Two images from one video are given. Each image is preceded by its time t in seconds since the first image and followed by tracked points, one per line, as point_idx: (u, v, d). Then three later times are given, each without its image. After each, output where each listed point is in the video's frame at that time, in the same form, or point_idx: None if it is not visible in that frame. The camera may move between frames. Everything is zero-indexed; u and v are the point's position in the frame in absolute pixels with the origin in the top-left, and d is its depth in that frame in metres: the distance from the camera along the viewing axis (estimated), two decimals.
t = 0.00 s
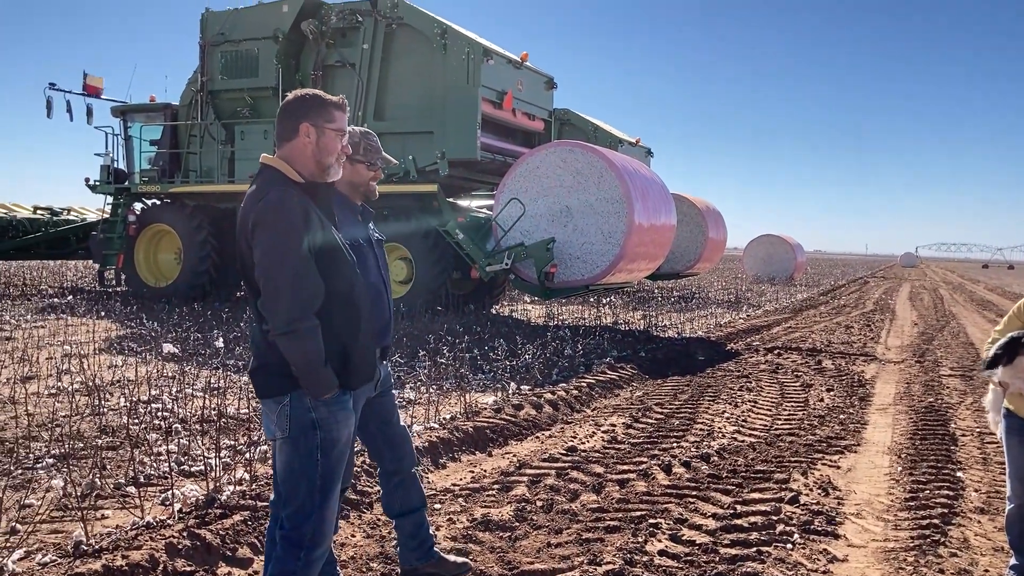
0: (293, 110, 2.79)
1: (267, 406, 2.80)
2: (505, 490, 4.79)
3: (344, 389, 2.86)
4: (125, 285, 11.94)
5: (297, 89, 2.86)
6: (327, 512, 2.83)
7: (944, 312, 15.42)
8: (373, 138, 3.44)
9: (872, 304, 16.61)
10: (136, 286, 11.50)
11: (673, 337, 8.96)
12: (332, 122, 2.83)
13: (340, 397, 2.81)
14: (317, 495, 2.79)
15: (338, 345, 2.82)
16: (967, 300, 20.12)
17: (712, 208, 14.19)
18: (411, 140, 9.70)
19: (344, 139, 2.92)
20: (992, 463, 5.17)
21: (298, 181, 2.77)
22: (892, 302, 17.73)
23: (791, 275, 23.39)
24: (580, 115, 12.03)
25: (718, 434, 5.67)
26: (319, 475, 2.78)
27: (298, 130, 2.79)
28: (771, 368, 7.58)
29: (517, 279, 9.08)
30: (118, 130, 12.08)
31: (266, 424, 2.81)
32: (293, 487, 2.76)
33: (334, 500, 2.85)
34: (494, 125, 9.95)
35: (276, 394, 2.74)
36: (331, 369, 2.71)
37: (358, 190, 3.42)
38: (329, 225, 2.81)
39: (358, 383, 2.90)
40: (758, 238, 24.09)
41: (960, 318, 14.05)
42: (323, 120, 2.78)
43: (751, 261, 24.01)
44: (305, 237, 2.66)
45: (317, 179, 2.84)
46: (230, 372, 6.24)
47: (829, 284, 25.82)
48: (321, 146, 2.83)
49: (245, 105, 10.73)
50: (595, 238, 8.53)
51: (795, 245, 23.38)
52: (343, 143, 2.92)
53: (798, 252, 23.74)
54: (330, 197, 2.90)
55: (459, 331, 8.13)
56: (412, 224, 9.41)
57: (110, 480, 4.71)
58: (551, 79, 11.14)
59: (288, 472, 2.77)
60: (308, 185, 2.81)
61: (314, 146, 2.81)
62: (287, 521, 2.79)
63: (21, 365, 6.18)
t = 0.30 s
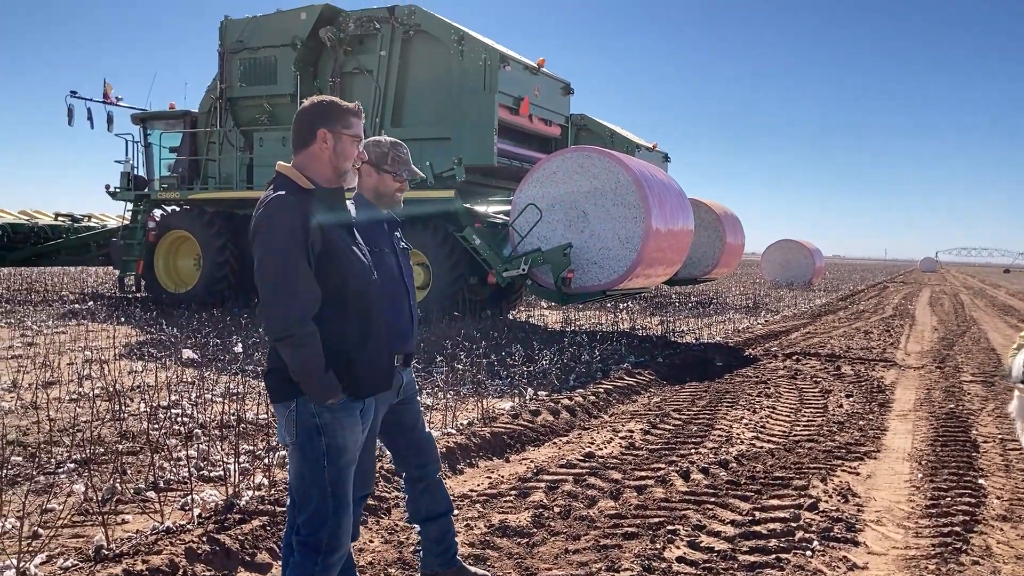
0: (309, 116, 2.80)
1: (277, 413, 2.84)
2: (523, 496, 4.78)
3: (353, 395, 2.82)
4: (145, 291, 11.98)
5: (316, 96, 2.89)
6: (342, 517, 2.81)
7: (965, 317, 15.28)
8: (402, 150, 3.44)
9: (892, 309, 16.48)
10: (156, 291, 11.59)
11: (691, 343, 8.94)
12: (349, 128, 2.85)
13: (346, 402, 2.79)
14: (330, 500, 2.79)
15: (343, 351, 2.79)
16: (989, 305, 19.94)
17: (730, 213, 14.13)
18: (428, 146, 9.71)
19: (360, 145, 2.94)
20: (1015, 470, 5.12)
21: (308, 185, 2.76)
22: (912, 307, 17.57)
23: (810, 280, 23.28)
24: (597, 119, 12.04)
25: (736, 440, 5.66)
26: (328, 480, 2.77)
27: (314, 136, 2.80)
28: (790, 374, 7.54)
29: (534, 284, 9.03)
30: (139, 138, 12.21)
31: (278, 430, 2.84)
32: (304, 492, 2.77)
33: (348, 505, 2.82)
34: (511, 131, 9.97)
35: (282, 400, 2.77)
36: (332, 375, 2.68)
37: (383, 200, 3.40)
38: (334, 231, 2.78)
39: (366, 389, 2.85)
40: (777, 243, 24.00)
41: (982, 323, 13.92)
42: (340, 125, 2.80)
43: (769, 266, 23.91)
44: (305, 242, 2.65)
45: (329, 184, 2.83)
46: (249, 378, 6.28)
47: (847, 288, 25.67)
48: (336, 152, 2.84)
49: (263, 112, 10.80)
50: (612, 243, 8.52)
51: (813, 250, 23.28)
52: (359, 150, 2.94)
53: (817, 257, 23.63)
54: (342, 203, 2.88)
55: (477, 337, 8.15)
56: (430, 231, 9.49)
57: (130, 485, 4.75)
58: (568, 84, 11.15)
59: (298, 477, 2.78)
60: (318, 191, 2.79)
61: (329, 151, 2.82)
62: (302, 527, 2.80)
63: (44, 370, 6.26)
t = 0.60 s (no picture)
0: (326, 124, 2.80)
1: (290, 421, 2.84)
2: (538, 501, 4.77)
3: (360, 403, 2.78)
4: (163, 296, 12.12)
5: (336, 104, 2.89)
6: (355, 524, 2.79)
7: (983, 322, 15.15)
8: (422, 159, 3.43)
9: (908, 314, 16.36)
10: (173, 297, 11.68)
11: (707, 348, 8.91)
12: (368, 137, 2.85)
13: (353, 410, 2.76)
14: (342, 508, 2.76)
15: (349, 358, 2.75)
16: (1008, 310, 19.75)
17: (746, 218, 14.06)
18: (443, 152, 9.73)
19: (377, 155, 2.95)
20: None
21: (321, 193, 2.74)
22: (930, 312, 17.43)
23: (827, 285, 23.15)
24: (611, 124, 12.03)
25: (752, 446, 5.63)
26: (337, 488, 2.75)
27: (332, 143, 2.80)
28: (807, 380, 7.50)
29: (550, 289, 9.06)
30: (157, 144, 12.30)
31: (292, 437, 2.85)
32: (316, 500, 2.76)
33: (360, 512, 2.79)
34: (526, 137, 9.98)
35: (293, 407, 2.77)
36: (335, 382, 2.65)
37: (400, 208, 3.38)
38: (342, 236, 2.74)
39: (374, 397, 2.80)
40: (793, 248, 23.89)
41: (1001, 328, 13.79)
42: (360, 134, 2.81)
43: (786, 272, 23.79)
44: (308, 248, 2.61)
45: (344, 192, 2.81)
46: (265, 384, 6.31)
47: (862, 293, 25.51)
48: (354, 161, 2.84)
49: (280, 119, 10.86)
50: (627, 248, 8.51)
51: (830, 255, 23.19)
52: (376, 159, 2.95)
53: (834, 262, 23.50)
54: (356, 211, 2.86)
55: (492, 342, 8.16)
56: (445, 236, 9.48)
57: (148, 489, 4.77)
58: (583, 89, 11.14)
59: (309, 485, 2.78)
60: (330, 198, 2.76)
61: (346, 160, 2.82)
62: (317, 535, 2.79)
63: (62, 376, 6.31)
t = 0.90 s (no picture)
0: (341, 127, 2.80)
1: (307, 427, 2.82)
2: (552, 506, 4.77)
3: (382, 408, 2.77)
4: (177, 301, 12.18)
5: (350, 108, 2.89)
6: (374, 530, 2.79)
7: (1000, 326, 15.01)
8: (436, 167, 3.44)
9: (925, 318, 16.22)
10: (187, 299, 11.70)
11: (721, 352, 8.88)
12: (382, 139, 2.84)
13: (376, 415, 2.76)
14: (363, 513, 2.77)
15: (370, 362, 2.75)
16: None
17: (760, 222, 14.01)
18: (457, 156, 9.73)
19: (391, 158, 2.93)
20: None
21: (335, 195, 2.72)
22: (945, 316, 17.31)
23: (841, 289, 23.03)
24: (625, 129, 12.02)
25: (767, 451, 5.61)
26: (359, 494, 2.75)
27: (346, 146, 2.79)
28: (822, 384, 7.47)
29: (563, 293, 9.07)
30: (172, 150, 12.34)
31: (309, 443, 2.83)
32: (338, 506, 2.76)
33: (380, 518, 2.80)
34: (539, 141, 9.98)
35: (313, 413, 2.75)
36: (359, 385, 2.64)
37: (412, 215, 3.38)
38: (361, 240, 2.75)
39: (395, 401, 2.80)
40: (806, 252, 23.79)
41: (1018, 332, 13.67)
42: (374, 136, 2.80)
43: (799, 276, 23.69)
44: (329, 250, 2.61)
45: (359, 193, 2.78)
46: (280, 389, 6.35)
47: (877, 297, 25.37)
48: (368, 162, 2.81)
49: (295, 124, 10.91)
50: (641, 252, 8.50)
51: (844, 258, 23.07)
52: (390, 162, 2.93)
53: (848, 265, 23.37)
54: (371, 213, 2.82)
55: (505, 347, 8.17)
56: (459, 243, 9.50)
57: (164, 493, 4.79)
58: (596, 94, 11.15)
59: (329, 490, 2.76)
60: (345, 201, 2.75)
61: (361, 161, 2.79)
62: (336, 541, 2.78)
63: (79, 380, 6.36)
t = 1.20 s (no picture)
0: (343, 128, 2.72)
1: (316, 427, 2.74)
2: (565, 510, 4.76)
3: (395, 413, 2.71)
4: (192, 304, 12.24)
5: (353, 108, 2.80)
6: (373, 538, 2.73)
7: (1016, 329, 14.89)
8: (444, 169, 3.43)
9: (940, 322, 16.10)
10: (201, 305, 11.82)
11: (734, 356, 8.85)
12: (386, 139, 2.74)
13: (388, 423, 2.70)
14: (362, 520, 2.71)
15: (385, 367, 2.68)
16: None
17: (774, 225, 13.95)
18: (469, 160, 9.74)
19: (398, 157, 2.82)
20: None
21: (343, 199, 2.64)
22: (960, 319, 17.20)
23: (854, 291, 22.94)
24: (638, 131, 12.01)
25: (781, 455, 5.59)
26: (363, 500, 2.69)
27: (349, 147, 2.70)
28: (836, 388, 7.43)
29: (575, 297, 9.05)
30: (186, 154, 12.41)
31: (315, 444, 2.74)
32: (339, 510, 2.69)
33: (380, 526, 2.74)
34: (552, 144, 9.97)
35: (325, 415, 2.67)
36: (375, 390, 2.56)
37: (421, 218, 3.37)
38: (373, 243, 2.67)
39: (409, 407, 2.74)
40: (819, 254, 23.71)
41: None
42: (376, 136, 2.70)
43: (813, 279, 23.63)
44: (343, 253, 2.53)
45: (365, 196, 2.70)
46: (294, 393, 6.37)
47: (890, 299, 25.25)
48: (372, 163, 2.72)
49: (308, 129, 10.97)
50: (654, 256, 8.48)
51: (857, 261, 22.98)
52: (398, 162, 2.82)
53: (862, 268, 23.27)
54: (380, 216, 2.74)
55: (517, 350, 8.17)
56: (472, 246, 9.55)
57: (178, 497, 4.80)
58: (609, 97, 11.14)
59: (332, 494, 2.69)
60: (353, 204, 2.67)
61: (365, 162, 2.71)
62: (332, 545, 2.71)
63: (95, 384, 6.40)
